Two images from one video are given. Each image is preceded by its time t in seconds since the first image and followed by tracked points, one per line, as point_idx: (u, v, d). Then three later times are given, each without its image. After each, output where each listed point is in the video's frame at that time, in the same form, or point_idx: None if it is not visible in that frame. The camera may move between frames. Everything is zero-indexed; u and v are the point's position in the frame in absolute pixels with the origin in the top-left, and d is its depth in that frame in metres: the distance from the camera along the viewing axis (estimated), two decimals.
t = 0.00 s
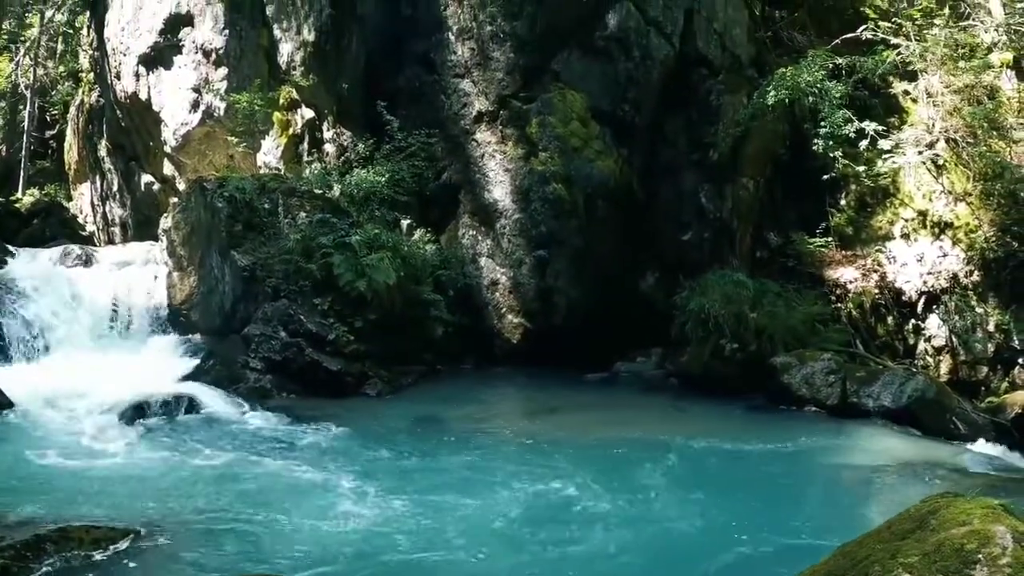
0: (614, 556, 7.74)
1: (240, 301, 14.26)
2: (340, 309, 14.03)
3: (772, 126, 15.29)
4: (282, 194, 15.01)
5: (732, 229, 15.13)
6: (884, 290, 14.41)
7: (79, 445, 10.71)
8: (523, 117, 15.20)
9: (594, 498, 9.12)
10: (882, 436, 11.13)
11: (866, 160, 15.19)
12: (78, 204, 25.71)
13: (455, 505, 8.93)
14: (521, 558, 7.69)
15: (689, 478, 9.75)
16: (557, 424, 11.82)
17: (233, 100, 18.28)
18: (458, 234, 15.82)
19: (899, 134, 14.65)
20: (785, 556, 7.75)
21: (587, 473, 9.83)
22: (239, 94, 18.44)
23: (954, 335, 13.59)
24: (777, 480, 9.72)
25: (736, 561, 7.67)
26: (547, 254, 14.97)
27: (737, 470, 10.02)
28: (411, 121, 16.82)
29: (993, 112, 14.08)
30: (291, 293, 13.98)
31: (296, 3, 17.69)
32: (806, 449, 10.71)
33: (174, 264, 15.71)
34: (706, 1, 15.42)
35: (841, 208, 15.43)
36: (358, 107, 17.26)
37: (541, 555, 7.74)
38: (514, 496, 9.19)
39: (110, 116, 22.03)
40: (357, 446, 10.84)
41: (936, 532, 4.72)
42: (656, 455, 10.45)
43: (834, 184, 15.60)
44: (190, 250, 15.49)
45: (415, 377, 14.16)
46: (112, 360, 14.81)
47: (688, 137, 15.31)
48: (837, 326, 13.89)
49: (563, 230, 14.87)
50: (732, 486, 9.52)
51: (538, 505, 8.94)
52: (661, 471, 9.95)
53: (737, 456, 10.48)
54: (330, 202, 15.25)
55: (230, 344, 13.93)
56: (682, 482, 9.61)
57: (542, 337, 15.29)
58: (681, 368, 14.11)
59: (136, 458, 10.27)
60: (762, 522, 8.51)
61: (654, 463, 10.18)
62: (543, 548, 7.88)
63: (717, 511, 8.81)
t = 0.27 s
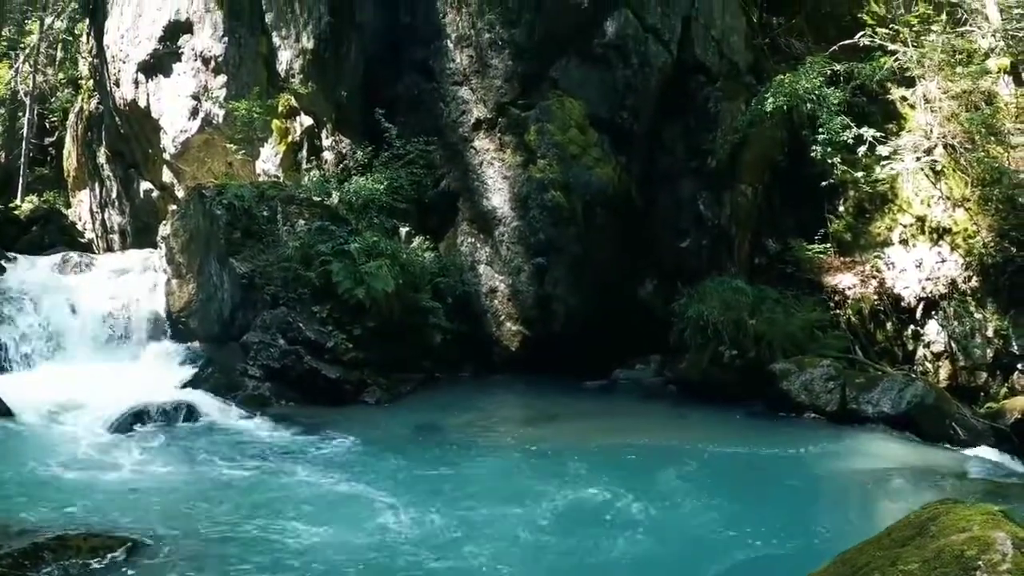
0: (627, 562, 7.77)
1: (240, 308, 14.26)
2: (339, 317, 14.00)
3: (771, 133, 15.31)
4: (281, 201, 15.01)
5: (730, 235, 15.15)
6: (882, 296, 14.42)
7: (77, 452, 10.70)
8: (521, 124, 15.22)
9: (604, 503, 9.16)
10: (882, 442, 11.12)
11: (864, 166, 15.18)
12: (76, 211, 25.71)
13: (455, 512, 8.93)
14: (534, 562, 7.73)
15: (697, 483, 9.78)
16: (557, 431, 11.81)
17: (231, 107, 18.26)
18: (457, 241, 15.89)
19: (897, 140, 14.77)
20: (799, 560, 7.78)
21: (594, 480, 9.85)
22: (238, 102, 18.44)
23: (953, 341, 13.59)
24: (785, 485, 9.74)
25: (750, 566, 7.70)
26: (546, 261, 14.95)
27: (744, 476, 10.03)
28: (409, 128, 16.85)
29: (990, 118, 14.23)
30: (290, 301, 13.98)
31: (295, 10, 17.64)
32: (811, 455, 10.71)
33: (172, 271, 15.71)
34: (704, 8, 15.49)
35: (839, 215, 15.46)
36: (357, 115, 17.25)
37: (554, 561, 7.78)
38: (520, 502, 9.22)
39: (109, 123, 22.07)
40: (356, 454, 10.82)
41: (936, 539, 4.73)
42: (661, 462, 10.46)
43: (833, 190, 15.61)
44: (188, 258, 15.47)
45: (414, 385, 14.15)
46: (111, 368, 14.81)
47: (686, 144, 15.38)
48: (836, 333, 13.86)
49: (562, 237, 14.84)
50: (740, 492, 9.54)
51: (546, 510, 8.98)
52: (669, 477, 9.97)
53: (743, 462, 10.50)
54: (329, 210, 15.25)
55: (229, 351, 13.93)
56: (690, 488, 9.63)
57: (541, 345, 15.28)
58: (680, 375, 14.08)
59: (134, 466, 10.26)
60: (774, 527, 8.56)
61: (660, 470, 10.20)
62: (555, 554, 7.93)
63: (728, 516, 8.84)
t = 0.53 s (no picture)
0: (640, 565, 7.82)
1: (239, 316, 14.15)
2: (337, 326, 13.99)
3: (769, 140, 15.33)
4: (280, 209, 15.01)
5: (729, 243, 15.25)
6: (881, 303, 14.40)
7: (76, 461, 10.71)
8: (519, 132, 15.26)
9: (611, 509, 9.21)
10: (880, 449, 11.12)
11: (862, 173, 15.21)
12: (75, 220, 25.72)
13: (455, 520, 8.93)
14: (540, 569, 7.76)
15: (703, 489, 9.83)
16: (555, 439, 11.81)
17: (231, 116, 18.13)
18: (457, 249, 15.86)
19: (894, 146, 15.01)
20: (805, 564, 7.82)
21: (599, 486, 9.89)
22: (237, 110, 18.28)
23: (952, 348, 13.59)
24: (790, 490, 9.79)
25: (756, 570, 7.74)
26: (544, 270, 15.00)
27: (750, 481, 10.07)
28: (408, 136, 16.92)
29: (987, 124, 14.39)
30: (288, 309, 13.93)
31: (294, 19, 17.75)
32: (812, 461, 10.74)
33: (171, 279, 15.82)
34: (701, 18, 15.70)
35: (837, 222, 15.45)
36: (355, 123, 17.55)
37: (562, 567, 7.82)
38: (529, 508, 9.29)
39: (108, 132, 22.11)
40: (355, 462, 10.83)
41: (936, 546, 4.76)
42: (663, 468, 10.48)
43: (831, 198, 15.63)
44: (187, 266, 15.56)
45: (412, 394, 14.15)
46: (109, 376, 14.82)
47: (685, 152, 15.39)
48: (835, 340, 13.87)
49: (561, 245, 14.92)
50: (743, 497, 9.59)
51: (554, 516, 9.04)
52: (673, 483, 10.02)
53: (747, 468, 10.54)
54: (327, 218, 15.27)
55: (228, 359, 13.93)
56: (694, 494, 9.66)
57: (540, 353, 15.28)
58: (678, 383, 14.07)
59: (133, 474, 10.26)
60: (783, 532, 8.61)
61: (664, 476, 10.25)
62: (568, 559, 7.98)
63: (737, 521, 8.89)
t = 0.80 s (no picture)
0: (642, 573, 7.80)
1: (238, 324, 14.14)
2: (336, 333, 13.97)
3: (766, 148, 15.51)
4: (278, 217, 14.98)
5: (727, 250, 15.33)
6: (879, 309, 14.49)
7: (75, 469, 10.68)
8: (518, 140, 15.26)
9: (615, 513, 9.28)
10: (880, 455, 11.11)
11: (860, 179, 15.34)
12: (74, 227, 25.72)
13: (455, 528, 8.91)
14: None
15: (705, 493, 9.90)
16: (554, 447, 11.78)
17: (230, 123, 18.15)
18: (455, 257, 15.86)
19: (892, 152, 14.93)
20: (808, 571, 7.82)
21: (601, 491, 9.95)
22: (235, 117, 18.33)
23: (950, 352, 13.60)
24: (791, 495, 9.86)
25: None
26: (543, 277, 14.95)
27: (750, 486, 10.13)
28: (406, 144, 16.91)
29: (984, 130, 14.27)
30: (287, 317, 13.90)
31: (293, 27, 17.75)
32: (810, 465, 10.83)
33: (170, 287, 15.72)
34: (698, 25, 15.82)
35: (835, 228, 15.61)
36: (353, 132, 17.39)
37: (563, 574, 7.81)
38: (530, 515, 9.27)
39: (108, 139, 22.13)
40: (354, 470, 10.81)
41: (936, 553, 4.75)
42: (662, 474, 10.53)
43: (829, 204, 15.80)
44: (185, 274, 15.50)
45: (411, 402, 14.15)
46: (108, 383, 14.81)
47: (683, 159, 15.52)
48: (834, 346, 13.90)
49: (560, 253, 14.90)
50: (743, 504, 9.57)
51: (560, 520, 9.12)
52: (674, 488, 10.07)
53: (746, 472, 10.60)
54: (326, 226, 15.25)
55: (226, 367, 13.88)
56: (694, 501, 9.65)
57: (539, 361, 15.25)
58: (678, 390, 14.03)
59: (132, 482, 10.24)
60: (785, 539, 8.59)
61: (663, 481, 10.29)
62: (578, 563, 8.05)
63: (742, 524, 8.97)
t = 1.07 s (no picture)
0: None
1: (236, 331, 14.11)
2: (334, 340, 13.92)
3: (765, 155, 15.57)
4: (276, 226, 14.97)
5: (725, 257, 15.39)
6: (878, 315, 14.46)
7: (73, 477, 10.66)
8: (516, 148, 15.28)
9: (616, 520, 9.27)
10: (880, 461, 11.10)
11: (858, 186, 15.44)
12: (73, 234, 25.73)
13: (455, 537, 8.88)
14: None
15: (704, 499, 9.93)
16: (553, 455, 11.76)
17: (229, 131, 18.21)
18: (453, 265, 15.85)
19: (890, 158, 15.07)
20: None
21: (601, 496, 10.02)
22: (234, 125, 18.44)
23: (949, 358, 13.56)
24: (791, 500, 9.92)
25: None
26: (542, 285, 14.99)
27: (749, 491, 10.19)
28: (404, 153, 16.91)
29: (982, 136, 14.35)
30: (286, 325, 13.87)
31: (290, 35, 17.74)
32: (807, 470, 10.90)
33: (169, 294, 15.88)
34: (696, 32, 15.89)
35: (834, 235, 15.68)
36: (353, 140, 17.40)
37: None
38: (531, 522, 9.26)
39: (107, 146, 22.15)
40: (352, 479, 10.79)
41: (935, 560, 4.76)
42: (660, 480, 10.58)
43: (828, 211, 15.88)
44: (184, 281, 15.60)
45: (410, 410, 14.13)
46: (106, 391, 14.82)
47: (681, 167, 15.53)
48: (833, 352, 13.96)
49: (558, 261, 14.93)
50: (744, 510, 9.56)
51: (561, 525, 9.17)
52: (674, 493, 10.12)
53: (745, 479, 10.62)
54: (324, 234, 15.25)
55: (224, 375, 13.82)
56: (694, 509, 9.62)
57: (537, 369, 15.26)
58: (677, 398, 14.00)
59: (130, 491, 10.22)
60: (786, 545, 8.58)
61: (662, 487, 10.34)
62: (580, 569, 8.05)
63: (742, 531, 8.97)
